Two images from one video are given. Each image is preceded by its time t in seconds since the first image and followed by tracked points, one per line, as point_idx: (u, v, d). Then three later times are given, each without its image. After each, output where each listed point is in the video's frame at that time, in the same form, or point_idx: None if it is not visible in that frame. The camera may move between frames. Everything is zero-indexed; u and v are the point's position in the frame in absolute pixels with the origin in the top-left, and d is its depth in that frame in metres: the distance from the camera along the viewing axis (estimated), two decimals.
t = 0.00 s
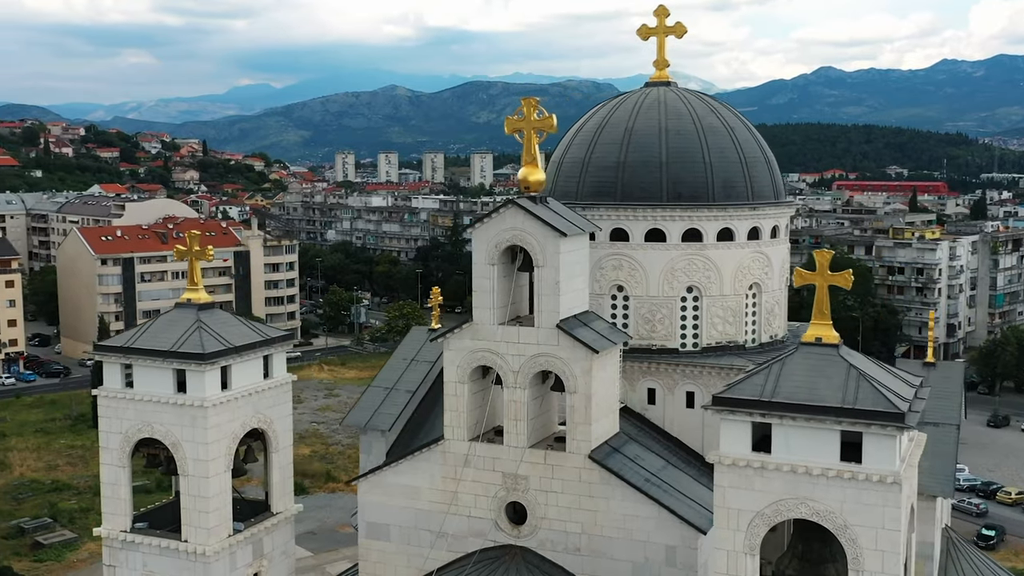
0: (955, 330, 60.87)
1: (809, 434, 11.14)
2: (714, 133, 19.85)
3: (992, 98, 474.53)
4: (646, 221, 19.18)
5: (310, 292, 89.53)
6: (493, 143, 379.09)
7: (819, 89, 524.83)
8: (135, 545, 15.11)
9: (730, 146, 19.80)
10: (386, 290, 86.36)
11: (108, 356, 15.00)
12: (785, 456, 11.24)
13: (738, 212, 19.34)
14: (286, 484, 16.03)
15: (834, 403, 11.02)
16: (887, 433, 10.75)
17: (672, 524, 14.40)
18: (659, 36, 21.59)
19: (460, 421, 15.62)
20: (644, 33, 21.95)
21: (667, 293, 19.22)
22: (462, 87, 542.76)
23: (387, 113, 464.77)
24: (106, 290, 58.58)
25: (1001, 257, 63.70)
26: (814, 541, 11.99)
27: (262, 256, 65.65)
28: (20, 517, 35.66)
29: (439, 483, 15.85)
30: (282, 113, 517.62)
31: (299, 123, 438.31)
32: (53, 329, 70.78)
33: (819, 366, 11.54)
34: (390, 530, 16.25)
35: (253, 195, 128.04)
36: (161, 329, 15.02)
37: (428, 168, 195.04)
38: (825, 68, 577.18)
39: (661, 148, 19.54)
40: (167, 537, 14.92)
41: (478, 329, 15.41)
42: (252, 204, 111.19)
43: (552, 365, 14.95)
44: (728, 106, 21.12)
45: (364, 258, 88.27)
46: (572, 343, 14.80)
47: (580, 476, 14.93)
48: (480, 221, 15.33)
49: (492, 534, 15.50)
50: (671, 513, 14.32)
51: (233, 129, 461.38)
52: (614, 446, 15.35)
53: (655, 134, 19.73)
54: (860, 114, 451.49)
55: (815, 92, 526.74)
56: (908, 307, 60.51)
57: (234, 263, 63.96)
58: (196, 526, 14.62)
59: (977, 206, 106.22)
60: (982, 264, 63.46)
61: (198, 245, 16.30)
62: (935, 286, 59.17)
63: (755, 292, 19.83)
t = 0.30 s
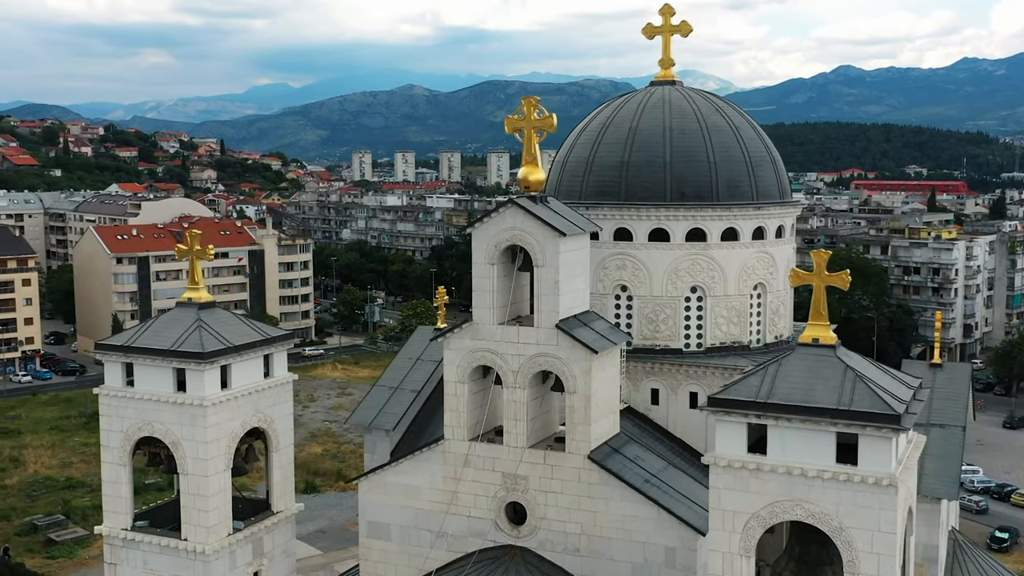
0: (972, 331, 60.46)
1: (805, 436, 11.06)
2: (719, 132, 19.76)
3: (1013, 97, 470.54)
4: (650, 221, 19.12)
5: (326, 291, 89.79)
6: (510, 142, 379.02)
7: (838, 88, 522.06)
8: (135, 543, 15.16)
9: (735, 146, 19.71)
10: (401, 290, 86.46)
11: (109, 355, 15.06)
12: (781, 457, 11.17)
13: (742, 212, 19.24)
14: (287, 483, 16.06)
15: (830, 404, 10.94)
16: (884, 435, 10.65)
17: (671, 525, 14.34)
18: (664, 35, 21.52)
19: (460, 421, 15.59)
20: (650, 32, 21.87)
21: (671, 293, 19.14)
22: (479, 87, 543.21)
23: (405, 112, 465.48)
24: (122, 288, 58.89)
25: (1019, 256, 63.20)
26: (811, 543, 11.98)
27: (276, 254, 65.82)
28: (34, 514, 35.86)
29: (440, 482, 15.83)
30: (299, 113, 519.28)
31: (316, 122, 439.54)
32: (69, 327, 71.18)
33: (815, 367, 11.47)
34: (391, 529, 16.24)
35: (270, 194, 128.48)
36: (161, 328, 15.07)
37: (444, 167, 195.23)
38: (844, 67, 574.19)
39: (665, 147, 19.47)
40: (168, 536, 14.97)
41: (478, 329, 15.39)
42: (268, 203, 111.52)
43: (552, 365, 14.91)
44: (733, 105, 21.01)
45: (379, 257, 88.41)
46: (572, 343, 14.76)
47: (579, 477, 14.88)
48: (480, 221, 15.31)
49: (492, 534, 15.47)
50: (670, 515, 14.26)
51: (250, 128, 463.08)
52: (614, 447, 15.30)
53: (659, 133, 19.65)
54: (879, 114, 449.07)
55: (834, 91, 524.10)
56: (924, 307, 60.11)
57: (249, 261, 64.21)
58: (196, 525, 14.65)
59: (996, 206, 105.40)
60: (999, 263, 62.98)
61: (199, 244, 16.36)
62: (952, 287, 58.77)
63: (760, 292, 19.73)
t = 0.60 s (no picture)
0: (989, 331, 59.98)
1: (800, 437, 10.98)
2: (724, 132, 19.65)
3: None
4: (654, 220, 19.04)
5: (341, 290, 89.97)
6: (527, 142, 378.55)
7: (858, 87, 518.82)
8: (137, 541, 15.22)
9: (740, 145, 19.61)
10: (415, 289, 86.51)
11: (110, 354, 15.12)
12: (776, 460, 11.10)
13: (748, 212, 19.13)
14: (288, 482, 16.09)
15: (825, 406, 10.86)
16: (879, 438, 10.57)
17: (670, 528, 14.27)
18: (670, 34, 21.43)
19: (460, 421, 15.57)
20: (655, 31, 21.78)
21: (675, 294, 19.06)
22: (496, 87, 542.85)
23: (423, 110, 465.77)
24: (137, 287, 59.20)
25: None
26: (808, 546, 12.24)
27: (291, 253, 65.96)
28: (48, 511, 36.08)
29: (440, 482, 15.81)
30: (317, 112, 520.63)
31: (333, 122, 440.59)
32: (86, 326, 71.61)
33: (811, 368, 11.39)
34: (392, 529, 16.24)
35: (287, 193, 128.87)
36: (162, 328, 15.10)
37: (461, 166, 195.19)
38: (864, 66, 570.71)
39: (670, 147, 19.39)
40: (168, 535, 15.00)
41: (478, 329, 15.36)
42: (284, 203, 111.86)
43: (551, 365, 14.87)
44: (739, 105, 20.90)
45: (394, 256, 88.45)
46: (571, 344, 14.71)
47: (579, 477, 14.84)
48: (479, 221, 15.28)
49: (493, 534, 15.43)
50: (669, 516, 14.20)
51: (269, 128, 464.46)
52: (614, 448, 15.25)
53: (663, 133, 19.58)
54: (899, 113, 446.09)
55: (853, 89, 520.96)
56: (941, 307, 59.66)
57: (263, 261, 64.41)
58: (196, 524, 14.70)
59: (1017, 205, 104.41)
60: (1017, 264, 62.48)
61: (200, 244, 16.41)
62: (969, 287, 58.33)
63: (764, 293, 19.62)
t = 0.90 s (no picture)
0: (1011, 332, 59.38)
1: (795, 439, 10.89)
2: (730, 131, 19.55)
3: None
4: (659, 220, 18.96)
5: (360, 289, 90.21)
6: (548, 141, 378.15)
7: (882, 85, 515.05)
8: (138, 539, 15.28)
9: (746, 145, 19.50)
10: (433, 288, 86.60)
11: (113, 353, 15.19)
12: (770, 462, 11.01)
13: (753, 211, 19.01)
14: (290, 481, 16.11)
15: (820, 408, 10.76)
16: (874, 440, 10.46)
17: (670, 529, 14.19)
18: (677, 33, 21.34)
19: (461, 421, 15.55)
20: (663, 31, 21.70)
21: (680, 294, 18.97)
22: (518, 86, 542.62)
23: (444, 109, 466.35)
24: (156, 285, 59.56)
25: None
26: (805, 549, 12.26)
27: (309, 252, 66.16)
28: (64, 507, 36.33)
29: (441, 483, 15.79)
30: (339, 112, 522.28)
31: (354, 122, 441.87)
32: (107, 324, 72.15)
33: (807, 370, 11.30)
34: (393, 528, 16.25)
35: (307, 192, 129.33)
36: (164, 326, 15.17)
37: (482, 165, 195.19)
38: (888, 65, 566.51)
39: (675, 147, 19.31)
40: (169, 533, 15.06)
41: (479, 329, 15.35)
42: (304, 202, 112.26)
43: (551, 366, 14.83)
44: (746, 104, 20.78)
45: (412, 255, 88.51)
46: (571, 344, 14.65)
47: (578, 478, 14.79)
48: (480, 220, 15.26)
49: (493, 535, 15.40)
50: (669, 518, 14.13)
51: (290, 127, 466.45)
52: (614, 449, 15.17)
53: (669, 132, 19.50)
54: (923, 111, 442.35)
55: (877, 87, 517.13)
56: (961, 308, 59.11)
57: (281, 259, 64.64)
58: (196, 522, 14.74)
59: None
60: None
61: (203, 243, 16.47)
62: (990, 287, 57.77)
63: (771, 294, 19.49)
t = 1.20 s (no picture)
0: None
1: (791, 440, 10.81)
2: (736, 130, 19.44)
3: None
4: (664, 220, 18.88)
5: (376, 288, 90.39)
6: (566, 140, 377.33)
7: (903, 84, 511.28)
8: (140, 537, 15.33)
9: (752, 144, 19.38)
10: (449, 287, 86.63)
11: (114, 351, 15.24)
12: (766, 463, 10.94)
13: (759, 211, 18.89)
14: (291, 480, 16.12)
15: (816, 409, 10.67)
16: (870, 442, 10.36)
17: (669, 531, 14.12)
18: (684, 32, 21.25)
19: (461, 421, 15.52)
20: (670, 30, 21.61)
21: (685, 294, 18.88)
22: (537, 84, 541.79)
23: (463, 108, 466.35)
24: (173, 284, 59.87)
25: None
26: (801, 550, 12.44)
27: (325, 251, 66.30)
28: (79, 504, 36.56)
29: (442, 482, 15.76)
30: (359, 111, 523.21)
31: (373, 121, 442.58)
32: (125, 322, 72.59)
33: (804, 371, 11.22)
34: (394, 528, 16.24)
35: (325, 191, 129.54)
36: (166, 325, 15.22)
37: (501, 164, 194.93)
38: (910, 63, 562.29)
39: (680, 146, 19.22)
40: (170, 531, 15.10)
41: (479, 329, 15.32)
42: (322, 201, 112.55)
43: (551, 366, 14.79)
44: (753, 103, 20.66)
45: (429, 254, 88.50)
46: (571, 344, 14.61)
47: (578, 478, 14.74)
48: (481, 219, 15.23)
49: (493, 535, 15.38)
50: (668, 520, 14.04)
51: (309, 126, 467.69)
52: (615, 449, 15.11)
53: (674, 132, 19.41)
54: (945, 110, 438.63)
55: (899, 86, 513.28)
56: (980, 308, 58.57)
57: (297, 258, 64.80)
58: (197, 521, 14.78)
59: None
60: None
61: (206, 242, 16.51)
62: (1009, 287, 57.23)
63: (777, 294, 19.38)
